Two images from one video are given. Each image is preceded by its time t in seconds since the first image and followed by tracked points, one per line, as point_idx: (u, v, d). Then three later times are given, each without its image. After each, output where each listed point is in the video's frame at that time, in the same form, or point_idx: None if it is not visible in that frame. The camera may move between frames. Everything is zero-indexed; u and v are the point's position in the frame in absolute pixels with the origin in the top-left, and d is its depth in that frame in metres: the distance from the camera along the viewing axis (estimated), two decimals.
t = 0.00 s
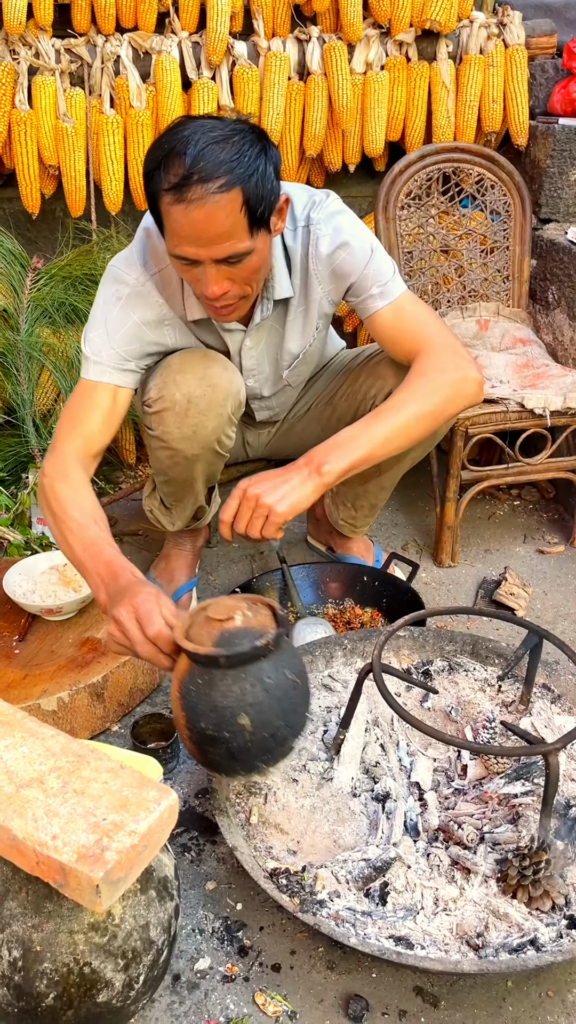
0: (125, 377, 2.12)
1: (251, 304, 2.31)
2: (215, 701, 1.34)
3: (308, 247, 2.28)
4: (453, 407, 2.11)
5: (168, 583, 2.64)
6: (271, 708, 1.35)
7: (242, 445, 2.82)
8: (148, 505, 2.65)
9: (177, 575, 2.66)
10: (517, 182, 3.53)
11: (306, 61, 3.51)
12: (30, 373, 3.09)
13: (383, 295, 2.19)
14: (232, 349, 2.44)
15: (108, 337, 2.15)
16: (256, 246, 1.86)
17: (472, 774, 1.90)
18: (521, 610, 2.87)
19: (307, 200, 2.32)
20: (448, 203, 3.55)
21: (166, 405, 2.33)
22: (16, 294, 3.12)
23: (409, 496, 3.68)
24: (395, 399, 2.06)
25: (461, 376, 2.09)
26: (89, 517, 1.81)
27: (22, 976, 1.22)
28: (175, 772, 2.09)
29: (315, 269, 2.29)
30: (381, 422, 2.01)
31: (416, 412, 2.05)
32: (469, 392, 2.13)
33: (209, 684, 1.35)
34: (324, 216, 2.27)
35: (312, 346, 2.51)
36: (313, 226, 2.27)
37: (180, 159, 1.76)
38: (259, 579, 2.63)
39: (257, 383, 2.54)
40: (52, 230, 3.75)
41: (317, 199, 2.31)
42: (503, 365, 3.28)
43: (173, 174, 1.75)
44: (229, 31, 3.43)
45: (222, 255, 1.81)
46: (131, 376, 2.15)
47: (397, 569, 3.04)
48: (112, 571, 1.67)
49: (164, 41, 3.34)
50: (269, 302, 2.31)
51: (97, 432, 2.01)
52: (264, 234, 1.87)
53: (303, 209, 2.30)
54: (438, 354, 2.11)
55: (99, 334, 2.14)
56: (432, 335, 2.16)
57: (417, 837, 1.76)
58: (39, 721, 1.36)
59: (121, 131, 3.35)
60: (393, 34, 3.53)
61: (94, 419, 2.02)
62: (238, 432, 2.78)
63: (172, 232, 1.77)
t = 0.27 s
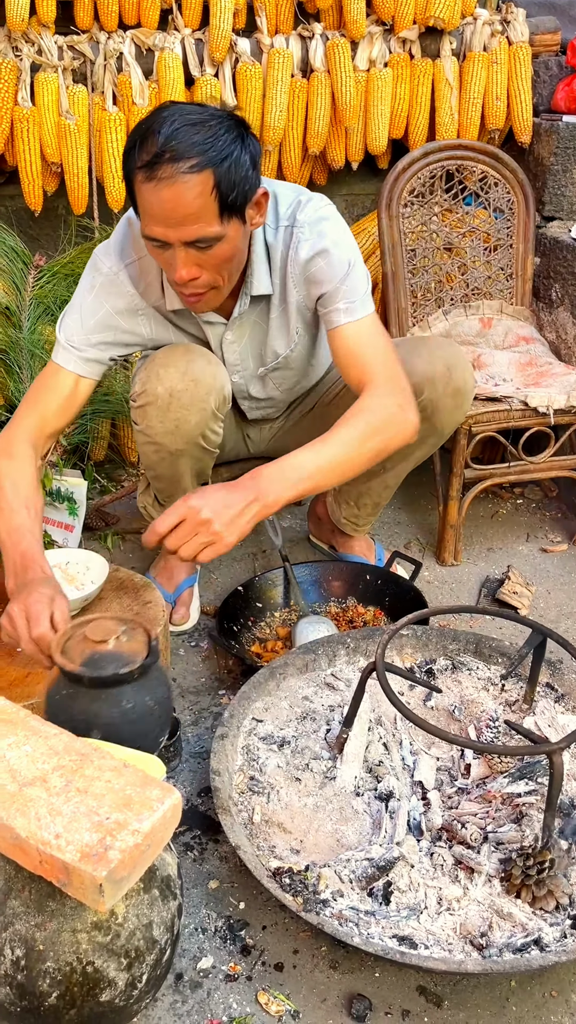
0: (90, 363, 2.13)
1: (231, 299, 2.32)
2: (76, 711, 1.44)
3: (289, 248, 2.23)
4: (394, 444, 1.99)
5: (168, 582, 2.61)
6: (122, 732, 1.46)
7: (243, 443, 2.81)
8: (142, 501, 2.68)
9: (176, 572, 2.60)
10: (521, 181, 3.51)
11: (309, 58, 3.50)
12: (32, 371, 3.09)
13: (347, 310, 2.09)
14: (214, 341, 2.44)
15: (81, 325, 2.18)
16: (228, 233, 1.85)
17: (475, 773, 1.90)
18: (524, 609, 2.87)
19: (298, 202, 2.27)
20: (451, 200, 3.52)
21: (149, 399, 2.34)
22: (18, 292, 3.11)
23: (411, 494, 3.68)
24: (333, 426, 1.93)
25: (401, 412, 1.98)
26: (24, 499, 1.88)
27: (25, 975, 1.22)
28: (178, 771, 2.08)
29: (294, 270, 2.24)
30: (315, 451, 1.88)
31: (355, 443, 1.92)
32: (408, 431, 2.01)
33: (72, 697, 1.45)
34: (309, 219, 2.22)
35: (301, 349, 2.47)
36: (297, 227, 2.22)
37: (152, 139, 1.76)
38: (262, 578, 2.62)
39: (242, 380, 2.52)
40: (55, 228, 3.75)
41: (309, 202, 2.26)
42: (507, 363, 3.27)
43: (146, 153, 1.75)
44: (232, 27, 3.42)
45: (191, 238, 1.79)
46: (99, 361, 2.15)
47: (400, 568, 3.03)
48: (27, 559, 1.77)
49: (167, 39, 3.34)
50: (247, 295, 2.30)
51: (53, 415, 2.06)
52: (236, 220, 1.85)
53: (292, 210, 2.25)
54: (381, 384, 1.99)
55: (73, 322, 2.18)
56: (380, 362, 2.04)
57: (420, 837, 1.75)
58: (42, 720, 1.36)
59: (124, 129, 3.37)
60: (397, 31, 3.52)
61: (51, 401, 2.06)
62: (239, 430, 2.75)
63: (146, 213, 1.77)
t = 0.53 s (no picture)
0: (78, 388, 2.17)
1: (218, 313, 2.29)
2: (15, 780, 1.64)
3: (280, 274, 2.19)
4: (318, 475, 2.17)
5: (170, 581, 2.60)
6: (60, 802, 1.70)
7: (243, 443, 2.81)
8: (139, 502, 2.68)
9: (178, 570, 2.58)
10: (525, 179, 3.51)
11: (313, 55, 3.50)
12: (36, 369, 3.09)
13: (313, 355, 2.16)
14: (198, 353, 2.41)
15: (69, 348, 2.19)
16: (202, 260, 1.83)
17: (479, 772, 1.89)
18: (527, 609, 2.86)
19: (297, 222, 2.19)
20: (455, 199, 3.51)
21: (136, 400, 2.35)
22: (22, 290, 3.11)
23: (415, 493, 3.67)
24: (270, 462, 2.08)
25: (327, 451, 2.15)
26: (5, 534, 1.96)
27: (30, 973, 1.22)
28: (181, 769, 2.08)
29: (282, 299, 2.21)
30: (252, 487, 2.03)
31: (287, 481, 2.08)
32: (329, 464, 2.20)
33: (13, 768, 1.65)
34: (305, 248, 2.17)
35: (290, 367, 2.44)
36: (290, 255, 2.17)
37: (126, 162, 1.75)
38: (265, 576, 2.63)
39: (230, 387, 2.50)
40: (58, 225, 3.75)
41: (308, 225, 2.20)
42: (511, 363, 3.26)
43: (120, 177, 1.75)
44: (236, 25, 3.41)
45: (162, 262, 1.78)
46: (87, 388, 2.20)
47: (404, 566, 3.03)
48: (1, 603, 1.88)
49: (171, 34, 3.32)
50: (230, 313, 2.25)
51: (42, 439, 2.11)
52: (210, 247, 1.84)
53: (290, 231, 2.17)
54: (317, 425, 2.13)
55: (60, 345, 2.18)
56: (319, 399, 2.16)
57: (425, 836, 1.74)
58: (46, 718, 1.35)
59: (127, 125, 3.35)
60: (401, 28, 3.52)
61: (39, 430, 2.10)
62: (239, 430, 2.75)
63: (119, 235, 1.76)
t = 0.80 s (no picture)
0: (73, 373, 2.21)
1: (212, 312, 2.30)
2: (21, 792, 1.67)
3: (274, 274, 2.19)
4: (287, 483, 2.14)
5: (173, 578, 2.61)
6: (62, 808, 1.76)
7: (243, 443, 2.81)
8: (139, 502, 2.68)
9: (180, 567, 2.59)
10: (528, 175, 3.48)
11: (316, 52, 3.49)
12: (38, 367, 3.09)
13: (297, 359, 2.14)
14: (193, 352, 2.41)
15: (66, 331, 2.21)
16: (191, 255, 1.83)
17: (482, 771, 1.89)
18: (530, 607, 2.86)
19: (295, 224, 2.20)
20: (458, 198, 3.51)
21: (128, 401, 2.35)
22: (24, 287, 3.10)
23: (417, 491, 3.67)
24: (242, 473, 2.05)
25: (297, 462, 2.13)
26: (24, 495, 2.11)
27: (32, 971, 1.22)
28: (183, 767, 2.08)
29: (273, 299, 2.21)
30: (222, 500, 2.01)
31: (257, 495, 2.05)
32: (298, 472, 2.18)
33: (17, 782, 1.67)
34: (301, 249, 2.17)
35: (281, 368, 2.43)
36: (285, 256, 2.17)
37: (122, 156, 1.75)
38: (267, 574, 2.63)
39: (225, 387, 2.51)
40: (60, 223, 3.74)
41: (306, 228, 2.20)
42: (513, 361, 3.26)
43: (114, 169, 1.75)
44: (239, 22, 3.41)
45: (156, 256, 1.78)
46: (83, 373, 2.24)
47: (406, 564, 3.03)
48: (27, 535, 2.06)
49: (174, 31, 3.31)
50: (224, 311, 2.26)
51: (49, 404, 2.22)
52: (203, 242, 1.84)
53: (288, 232, 2.18)
54: (289, 438, 2.11)
55: (56, 327, 2.22)
56: (293, 410, 2.12)
57: (427, 835, 1.74)
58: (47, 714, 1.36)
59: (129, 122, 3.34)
60: (404, 26, 3.51)
61: (44, 402, 2.21)
62: (238, 430, 2.75)
63: (111, 228, 1.77)
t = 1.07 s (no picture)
0: (77, 365, 2.14)
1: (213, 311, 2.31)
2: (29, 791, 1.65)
3: (271, 274, 2.19)
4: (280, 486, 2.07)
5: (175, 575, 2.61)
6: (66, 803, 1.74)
7: (245, 442, 2.80)
8: (140, 498, 2.68)
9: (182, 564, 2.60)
10: (531, 174, 3.47)
11: (319, 51, 3.48)
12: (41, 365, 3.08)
13: (293, 357, 2.10)
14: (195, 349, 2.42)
15: (72, 323, 2.19)
16: (188, 252, 1.83)
17: (484, 770, 1.89)
18: (532, 606, 2.85)
19: (291, 223, 2.20)
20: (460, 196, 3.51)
21: (130, 396, 2.34)
22: (26, 286, 3.10)
23: (419, 490, 3.67)
24: (233, 479, 1.98)
25: (288, 469, 2.06)
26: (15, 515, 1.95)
27: (34, 969, 1.22)
28: (185, 765, 2.08)
29: (269, 298, 2.21)
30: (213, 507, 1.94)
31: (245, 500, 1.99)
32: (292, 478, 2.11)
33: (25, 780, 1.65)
34: (297, 249, 2.17)
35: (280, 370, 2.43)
36: (281, 255, 2.18)
37: (118, 154, 1.75)
38: (270, 573, 2.62)
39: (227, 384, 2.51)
40: (63, 222, 3.74)
41: (302, 227, 2.20)
42: (516, 360, 3.25)
43: (111, 166, 1.75)
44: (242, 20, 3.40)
45: (152, 254, 1.78)
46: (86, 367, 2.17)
47: (408, 563, 3.03)
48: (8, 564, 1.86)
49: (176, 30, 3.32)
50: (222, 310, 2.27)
51: (46, 415, 2.11)
52: (200, 237, 1.83)
53: (284, 231, 2.19)
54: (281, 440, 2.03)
55: (62, 319, 2.19)
56: (285, 412, 2.05)
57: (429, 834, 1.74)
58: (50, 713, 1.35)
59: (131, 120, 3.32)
60: (407, 24, 3.50)
61: (44, 404, 2.11)
62: (240, 429, 2.75)
63: (108, 224, 1.77)
